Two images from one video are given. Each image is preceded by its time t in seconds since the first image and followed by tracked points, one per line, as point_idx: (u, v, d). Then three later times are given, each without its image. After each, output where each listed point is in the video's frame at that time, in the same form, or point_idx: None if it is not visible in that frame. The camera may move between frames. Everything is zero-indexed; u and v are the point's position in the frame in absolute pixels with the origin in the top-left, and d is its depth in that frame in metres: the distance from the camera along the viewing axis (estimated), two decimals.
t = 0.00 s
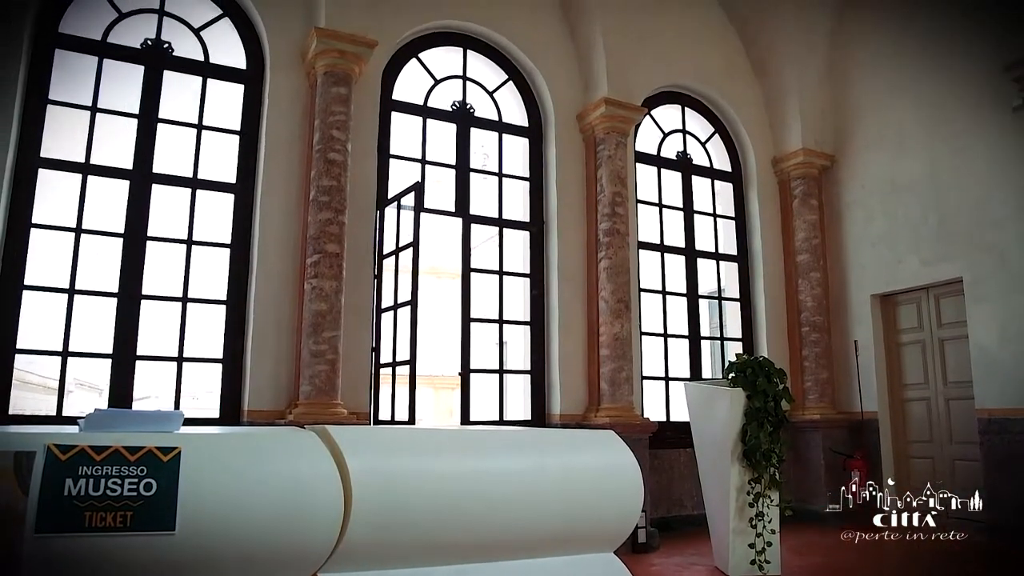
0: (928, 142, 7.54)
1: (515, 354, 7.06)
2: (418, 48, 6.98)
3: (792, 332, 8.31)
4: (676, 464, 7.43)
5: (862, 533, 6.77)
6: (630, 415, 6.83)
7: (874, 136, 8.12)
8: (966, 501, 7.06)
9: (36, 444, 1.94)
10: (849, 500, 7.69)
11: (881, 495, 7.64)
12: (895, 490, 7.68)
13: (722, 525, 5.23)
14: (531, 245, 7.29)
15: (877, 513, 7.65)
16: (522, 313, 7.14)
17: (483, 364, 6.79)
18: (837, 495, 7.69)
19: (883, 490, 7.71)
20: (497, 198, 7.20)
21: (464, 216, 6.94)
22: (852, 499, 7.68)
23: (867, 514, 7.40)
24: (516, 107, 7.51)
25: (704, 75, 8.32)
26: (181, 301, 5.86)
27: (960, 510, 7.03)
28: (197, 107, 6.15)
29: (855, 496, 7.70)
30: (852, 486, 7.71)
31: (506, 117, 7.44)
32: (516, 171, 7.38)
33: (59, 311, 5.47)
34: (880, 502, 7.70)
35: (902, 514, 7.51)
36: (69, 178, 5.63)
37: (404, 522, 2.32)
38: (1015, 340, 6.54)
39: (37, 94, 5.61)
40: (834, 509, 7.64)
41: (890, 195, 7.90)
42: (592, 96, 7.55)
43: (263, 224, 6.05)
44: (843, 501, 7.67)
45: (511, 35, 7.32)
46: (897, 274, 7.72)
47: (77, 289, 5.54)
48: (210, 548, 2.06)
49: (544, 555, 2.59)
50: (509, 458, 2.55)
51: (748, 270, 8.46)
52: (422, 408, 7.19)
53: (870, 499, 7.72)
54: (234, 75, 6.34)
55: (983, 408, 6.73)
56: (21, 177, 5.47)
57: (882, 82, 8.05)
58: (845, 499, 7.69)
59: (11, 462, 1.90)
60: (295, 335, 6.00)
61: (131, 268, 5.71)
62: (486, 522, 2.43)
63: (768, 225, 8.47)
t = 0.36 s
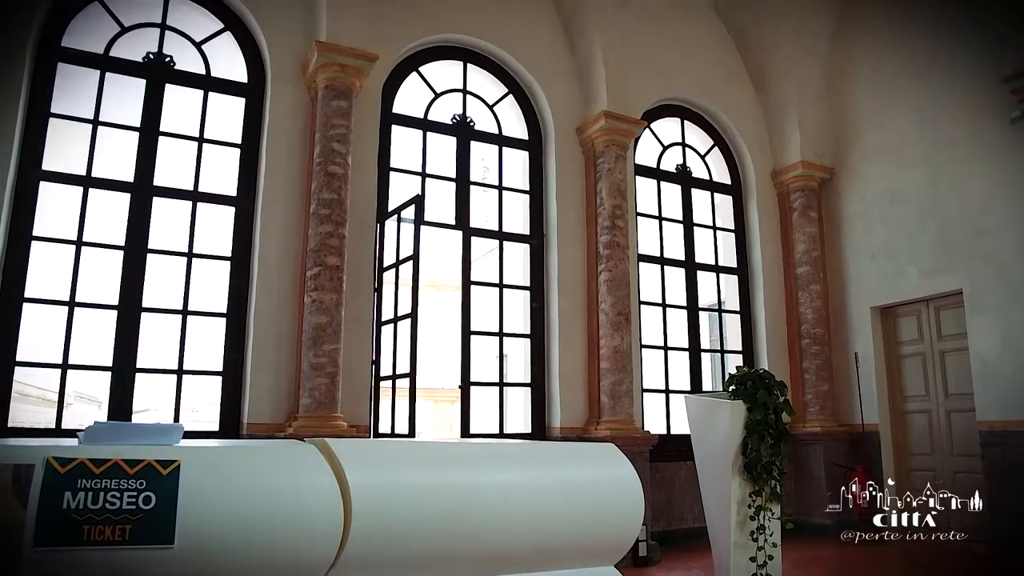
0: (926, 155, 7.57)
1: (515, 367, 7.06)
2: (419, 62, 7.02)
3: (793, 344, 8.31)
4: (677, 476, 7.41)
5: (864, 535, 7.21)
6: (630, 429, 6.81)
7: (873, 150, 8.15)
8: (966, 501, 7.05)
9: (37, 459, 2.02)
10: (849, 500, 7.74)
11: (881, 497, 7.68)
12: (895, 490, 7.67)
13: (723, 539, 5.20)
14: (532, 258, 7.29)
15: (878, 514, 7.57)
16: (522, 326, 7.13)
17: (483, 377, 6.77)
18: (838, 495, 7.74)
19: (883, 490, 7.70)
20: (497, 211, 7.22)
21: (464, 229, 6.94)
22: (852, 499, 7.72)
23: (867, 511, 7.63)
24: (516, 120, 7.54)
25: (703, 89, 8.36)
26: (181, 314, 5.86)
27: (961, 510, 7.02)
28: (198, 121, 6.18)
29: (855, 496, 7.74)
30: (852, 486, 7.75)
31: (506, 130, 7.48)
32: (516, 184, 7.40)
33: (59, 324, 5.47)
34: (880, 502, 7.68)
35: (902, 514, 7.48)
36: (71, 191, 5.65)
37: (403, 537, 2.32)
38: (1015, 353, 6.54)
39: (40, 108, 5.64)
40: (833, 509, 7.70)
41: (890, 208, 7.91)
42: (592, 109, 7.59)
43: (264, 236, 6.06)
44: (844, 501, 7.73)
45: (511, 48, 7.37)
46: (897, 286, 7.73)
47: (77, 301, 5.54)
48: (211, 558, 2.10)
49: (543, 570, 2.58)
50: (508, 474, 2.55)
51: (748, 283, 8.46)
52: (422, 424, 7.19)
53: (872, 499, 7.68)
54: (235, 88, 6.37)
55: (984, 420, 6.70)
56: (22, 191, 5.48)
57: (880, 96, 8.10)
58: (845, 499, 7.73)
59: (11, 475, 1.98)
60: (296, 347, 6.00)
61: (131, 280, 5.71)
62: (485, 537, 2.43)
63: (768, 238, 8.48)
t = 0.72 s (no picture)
0: (924, 171, 7.60)
1: (515, 384, 7.05)
2: (419, 80, 7.07)
3: (793, 360, 8.30)
4: (679, 493, 7.37)
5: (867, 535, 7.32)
6: (630, 445, 6.78)
7: (871, 165, 8.19)
8: (966, 501, 7.06)
9: (36, 474, 2.00)
10: (849, 500, 7.71)
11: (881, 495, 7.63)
12: (895, 490, 7.66)
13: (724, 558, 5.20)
14: (532, 274, 7.30)
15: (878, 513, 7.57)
16: (522, 342, 7.12)
17: (483, 394, 6.75)
18: (838, 495, 7.71)
19: (883, 490, 7.68)
20: (497, 227, 7.23)
21: (464, 246, 6.96)
22: (852, 498, 7.68)
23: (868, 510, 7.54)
24: (516, 137, 7.58)
25: (702, 106, 8.41)
26: (181, 330, 5.86)
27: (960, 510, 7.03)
28: (199, 139, 6.23)
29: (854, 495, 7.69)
30: (852, 486, 7.75)
31: (506, 147, 7.52)
32: (516, 200, 7.42)
33: (58, 340, 5.47)
34: (880, 502, 7.66)
35: (902, 514, 7.52)
36: (72, 208, 5.67)
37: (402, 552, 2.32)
38: (1016, 369, 6.53)
39: (42, 125, 5.67)
40: (833, 509, 7.68)
41: (888, 223, 7.93)
42: (592, 126, 7.63)
43: (265, 253, 6.07)
44: (844, 501, 7.71)
45: (511, 66, 7.43)
46: (897, 301, 7.73)
47: (77, 318, 5.54)
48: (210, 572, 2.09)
49: None
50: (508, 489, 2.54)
51: (748, 299, 8.46)
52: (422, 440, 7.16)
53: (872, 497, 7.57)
54: (236, 105, 6.42)
55: (986, 435, 6.66)
56: (23, 207, 5.49)
57: (878, 113, 8.15)
58: (845, 500, 7.70)
59: (9, 491, 1.97)
60: (296, 364, 6.00)
61: (131, 297, 5.71)
62: (483, 554, 2.42)
63: (767, 253, 8.49)
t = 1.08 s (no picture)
0: (923, 187, 7.63)
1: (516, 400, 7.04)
2: (419, 97, 7.12)
3: (793, 377, 8.28)
4: (679, 511, 7.32)
5: (866, 540, 7.64)
6: (631, 462, 6.75)
7: (870, 182, 8.21)
8: (966, 501, 7.04)
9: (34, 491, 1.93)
10: (849, 500, 7.80)
11: (880, 496, 7.69)
12: (895, 490, 7.65)
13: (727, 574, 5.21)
14: (532, 291, 7.30)
15: (878, 513, 7.68)
16: (522, 358, 7.11)
17: (484, 410, 6.74)
18: (838, 495, 7.77)
19: (883, 490, 7.68)
20: (497, 244, 7.25)
21: (463, 263, 6.96)
22: (852, 499, 7.79)
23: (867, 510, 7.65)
24: (516, 154, 7.63)
25: (700, 123, 8.46)
26: (181, 347, 5.85)
27: (960, 510, 7.02)
28: (201, 156, 6.27)
29: (854, 495, 7.81)
30: (852, 486, 7.83)
31: (506, 164, 7.55)
32: (516, 217, 7.44)
33: (58, 357, 5.46)
34: (880, 502, 7.69)
35: (902, 514, 7.54)
36: (73, 225, 5.68)
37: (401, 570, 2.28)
38: (1016, 386, 6.52)
39: (44, 142, 5.70)
40: (833, 509, 7.74)
41: (888, 239, 7.95)
42: (591, 143, 7.67)
43: (266, 269, 6.09)
44: (844, 501, 7.77)
45: (511, 83, 7.48)
46: (897, 318, 7.72)
47: (77, 334, 5.53)
48: None
49: None
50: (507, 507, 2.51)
51: (748, 314, 8.46)
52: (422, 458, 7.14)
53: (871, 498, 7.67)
54: (238, 122, 6.47)
55: (989, 451, 6.63)
56: (25, 223, 5.51)
57: (875, 130, 8.20)
58: (845, 500, 7.78)
59: (6, 509, 1.90)
60: (295, 380, 5.98)
61: (131, 314, 5.71)
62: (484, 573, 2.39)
63: (767, 269, 8.50)
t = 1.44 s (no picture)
0: (922, 205, 7.66)
1: (516, 419, 7.01)
2: (420, 117, 7.17)
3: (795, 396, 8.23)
4: (680, 530, 7.25)
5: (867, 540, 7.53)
6: (632, 481, 6.72)
7: (868, 200, 8.25)
8: (966, 501, 7.02)
9: (26, 509, 1.77)
10: (849, 500, 7.77)
11: (880, 496, 7.66)
12: (895, 490, 7.64)
13: None
14: (532, 310, 7.30)
15: (878, 513, 7.60)
16: (522, 377, 7.10)
17: (484, 429, 6.71)
18: (838, 495, 7.74)
19: (883, 490, 7.66)
20: (497, 262, 7.27)
21: (464, 281, 6.97)
22: (852, 499, 7.77)
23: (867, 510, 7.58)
24: (516, 172, 7.66)
25: (699, 142, 8.51)
26: (180, 365, 5.84)
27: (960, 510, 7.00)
28: (202, 174, 6.31)
29: (854, 496, 7.79)
30: (852, 486, 7.82)
31: (506, 183, 7.59)
32: (516, 236, 7.46)
33: (57, 375, 5.46)
34: (880, 503, 7.66)
35: (902, 514, 7.50)
36: (75, 243, 5.70)
37: None
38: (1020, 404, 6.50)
39: (47, 161, 5.74)
40: (833, 509, 7.69)
41: (887, 257, 7.97)
42: (591, 161, 7.71)
43: (266, 286, 6.10)
44: (844, 501, 7.74)
45: (510, 102, 7.53)
46: (897, 336, 7.72)
47: (77, 352, 5.53)
48: None
49: None
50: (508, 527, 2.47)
51: (748, 333, 8.45)
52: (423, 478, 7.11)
53: (870, 498, 7.65)
54: (239, 142, 6.52)
55: (992, 469, 6.60)
56: (27, 241, 5.52)
57: (873, 150, 8.25)
58: (845, 500, 7.75)
59: None
60: (295, 399, 5.96)
61: (131, 332, 5.71)
62: None
63: (767, 288, 8.51)
